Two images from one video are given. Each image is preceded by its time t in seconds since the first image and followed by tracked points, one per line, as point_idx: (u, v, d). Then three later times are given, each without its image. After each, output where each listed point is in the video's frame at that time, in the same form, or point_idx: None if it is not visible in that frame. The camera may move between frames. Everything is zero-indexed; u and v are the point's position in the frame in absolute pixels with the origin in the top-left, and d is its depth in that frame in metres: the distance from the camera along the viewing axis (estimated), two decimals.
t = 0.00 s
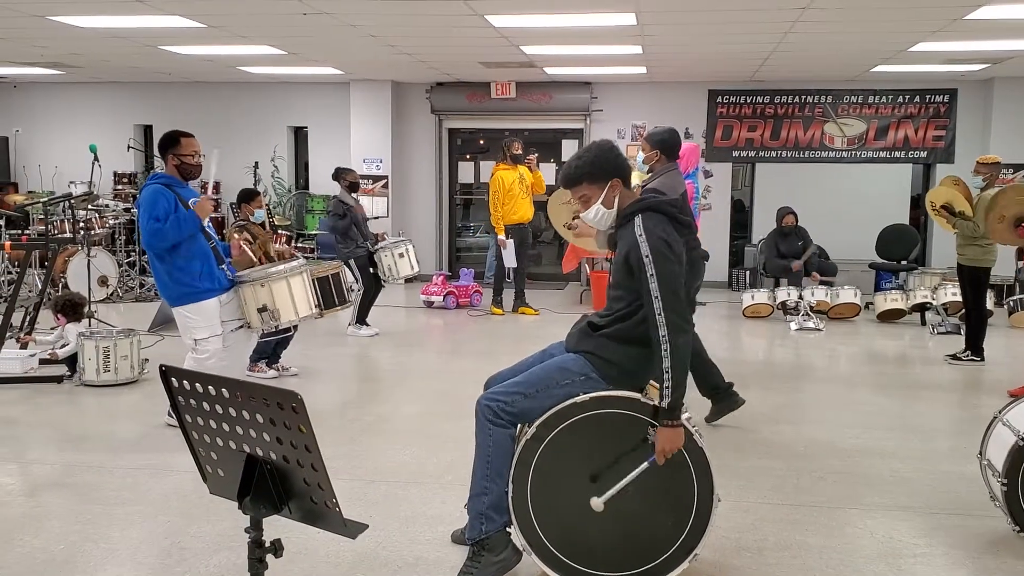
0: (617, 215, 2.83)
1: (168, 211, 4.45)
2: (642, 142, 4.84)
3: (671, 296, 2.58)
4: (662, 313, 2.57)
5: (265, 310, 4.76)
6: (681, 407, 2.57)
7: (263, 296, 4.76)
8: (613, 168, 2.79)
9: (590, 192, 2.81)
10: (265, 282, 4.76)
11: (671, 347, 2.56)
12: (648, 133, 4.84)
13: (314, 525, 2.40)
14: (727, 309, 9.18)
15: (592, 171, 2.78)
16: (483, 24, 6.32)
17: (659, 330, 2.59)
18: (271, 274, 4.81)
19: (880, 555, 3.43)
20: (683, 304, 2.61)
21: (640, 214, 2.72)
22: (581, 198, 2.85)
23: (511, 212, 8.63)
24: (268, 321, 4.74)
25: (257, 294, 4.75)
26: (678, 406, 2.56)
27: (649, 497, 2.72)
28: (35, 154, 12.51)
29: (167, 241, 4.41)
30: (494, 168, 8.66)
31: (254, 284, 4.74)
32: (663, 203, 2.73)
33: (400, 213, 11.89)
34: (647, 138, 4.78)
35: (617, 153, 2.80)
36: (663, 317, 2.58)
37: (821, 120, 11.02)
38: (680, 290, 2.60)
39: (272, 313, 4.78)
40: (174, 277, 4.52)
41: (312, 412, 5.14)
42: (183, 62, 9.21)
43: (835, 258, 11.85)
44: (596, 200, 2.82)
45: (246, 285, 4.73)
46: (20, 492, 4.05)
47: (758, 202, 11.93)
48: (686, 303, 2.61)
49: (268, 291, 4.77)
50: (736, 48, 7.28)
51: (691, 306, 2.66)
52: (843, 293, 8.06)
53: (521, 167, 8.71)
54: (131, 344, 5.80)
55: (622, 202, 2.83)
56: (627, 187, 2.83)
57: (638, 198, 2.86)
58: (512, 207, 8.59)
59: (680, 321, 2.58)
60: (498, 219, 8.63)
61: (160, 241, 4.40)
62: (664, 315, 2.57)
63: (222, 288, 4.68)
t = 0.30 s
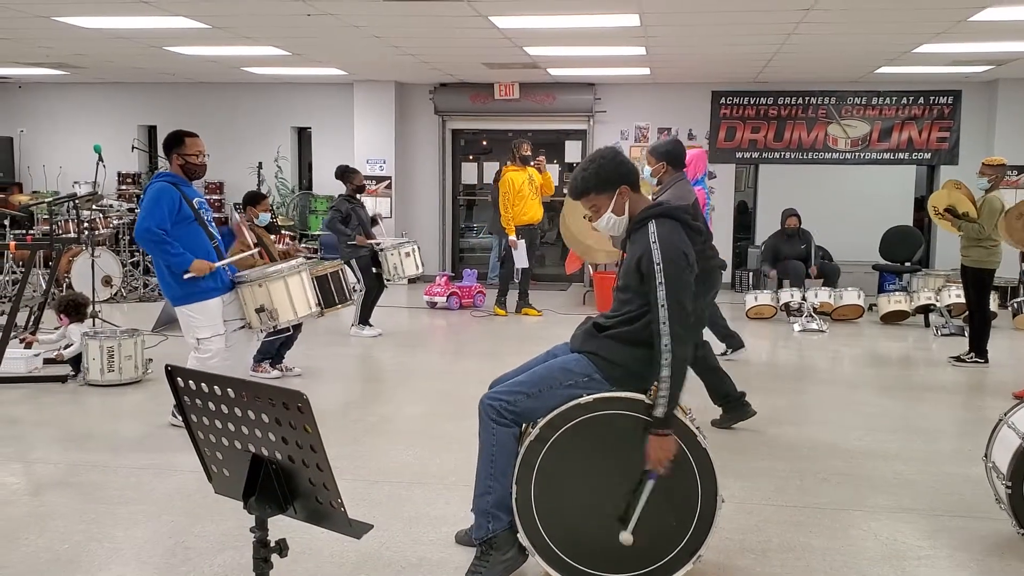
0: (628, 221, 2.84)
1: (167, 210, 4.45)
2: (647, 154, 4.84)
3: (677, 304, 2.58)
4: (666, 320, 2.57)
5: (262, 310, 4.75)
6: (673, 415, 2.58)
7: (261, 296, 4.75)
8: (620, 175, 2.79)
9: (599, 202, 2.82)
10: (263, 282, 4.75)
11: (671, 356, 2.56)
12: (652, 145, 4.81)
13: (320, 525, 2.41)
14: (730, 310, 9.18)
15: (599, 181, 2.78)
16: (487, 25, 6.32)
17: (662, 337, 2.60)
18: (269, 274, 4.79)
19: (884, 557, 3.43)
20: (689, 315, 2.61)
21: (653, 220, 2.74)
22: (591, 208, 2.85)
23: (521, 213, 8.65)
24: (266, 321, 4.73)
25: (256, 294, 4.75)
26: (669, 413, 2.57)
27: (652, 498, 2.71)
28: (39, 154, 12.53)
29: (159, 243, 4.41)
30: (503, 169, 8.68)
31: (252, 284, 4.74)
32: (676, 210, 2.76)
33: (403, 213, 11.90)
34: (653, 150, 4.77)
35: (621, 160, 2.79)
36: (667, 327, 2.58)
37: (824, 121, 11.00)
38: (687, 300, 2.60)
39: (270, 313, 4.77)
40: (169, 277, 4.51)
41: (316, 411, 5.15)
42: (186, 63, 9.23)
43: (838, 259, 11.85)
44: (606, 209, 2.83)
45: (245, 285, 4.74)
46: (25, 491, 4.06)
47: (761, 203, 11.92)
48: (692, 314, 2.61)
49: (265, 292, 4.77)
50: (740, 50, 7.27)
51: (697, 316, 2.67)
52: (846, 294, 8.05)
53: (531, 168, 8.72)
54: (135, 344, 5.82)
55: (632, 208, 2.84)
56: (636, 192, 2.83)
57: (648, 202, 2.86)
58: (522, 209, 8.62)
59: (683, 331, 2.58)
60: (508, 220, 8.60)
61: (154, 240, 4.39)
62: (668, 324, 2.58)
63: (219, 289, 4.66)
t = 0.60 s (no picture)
0: (627, 220, 2.84)
1: (165, 210, 4.45)
2: (650, 167, 4.87)
3: (675, 298, 2.67)
4: (664, 310, 2.66)
5: (259, 310, 4.76)
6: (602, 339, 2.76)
7: (259, 296, 4.76)
8: (622, 173, 2.79)
9: (599, 199, 2.82)
10: (262, 282, 4.76)
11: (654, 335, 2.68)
12: (655, 156, 4.87)
13: (320, 526, 2.41)
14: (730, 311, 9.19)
15: (601, 178, 2.78)
16: (487, 25, 6.33)
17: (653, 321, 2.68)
18: (268, 274, 4.80)
19: (885, 558, 3.43)
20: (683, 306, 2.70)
21: (656, 217, 2.77)
22: (592, 204, 2.85)
23: (525, 213, 8.61)
24: (263, 321, 4.74)
25: (253, 294, 4.76)
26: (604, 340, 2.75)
27: (651, 499, 2.71)
28: (39, 154, 12.54)
29: (155, 242, 4.39)
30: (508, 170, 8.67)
31: (250, 283, 4.75)
32: (678, 209, 2.81)
33: (403, 214, 11.90)
34: (657, 162, 4.80)
35: (625, 158, 2.80)
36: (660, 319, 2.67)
37: (824, 122, 11.00)
38: (684, 293, 2.69)
39: (268, 312, 4.77)
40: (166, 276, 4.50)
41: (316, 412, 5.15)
42: (187, 63, 9.23)
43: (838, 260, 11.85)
44: (606, 206, 2.83)
45: (244, 284, 4.75)
46: (25, 491, 4.06)
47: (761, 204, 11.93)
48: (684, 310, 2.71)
49: (265, 291, 4.78)
50: (740, 51, 7.28)
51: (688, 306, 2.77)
52: (846, 295, 8.05)
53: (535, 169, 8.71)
54: (135, 344, 5.83)
55: (632, 207, 2.84)
56: (637, 191, 2.83)
57: (648, 202, 2.86)
58: (526, 209, 8.58)
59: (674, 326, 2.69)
60: (513, 220, 8.56)
61: (149, 239, 4.37)
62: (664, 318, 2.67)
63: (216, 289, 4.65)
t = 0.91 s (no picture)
0: (626, 222, 2.84)
1: (169, 208, 4.45)
2: (653, 184, 4.87)
3: (679, 293, 2.65)
4: (667, 306, 2.64)
5: (261, 311, 4.77)
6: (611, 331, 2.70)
7: (260, 297, 4.77)
8: (621, 175, 2.80)
9: (598, 200, 2.82)
10: (263, 284, 4.76)
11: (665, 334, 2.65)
12: (658, 173, 4.86)
13: (323, 526, 2.41)
14: (731, 313, 9.18)
15: (601, 179, 2.79)
16: (488, 26, 6.34)
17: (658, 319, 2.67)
18: (269, 275, 4.80)
19: (886, 560, 3.43)
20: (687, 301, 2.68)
21: (651, 218, 2.76)
22: (590, 205, 2.86)
23: (528, 214, 8.58)
24: (264, 322, 4.75)
25: (254, 295, 4.77)
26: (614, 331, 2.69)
27: (655, 500, 2.71)
28: (41, 155, 12.55)
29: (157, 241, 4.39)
30: (512, 170, 8.64)
31: (252, 285, 4.75)
32: (674, 209, 2.80)
33: (404, 214, 11.91)
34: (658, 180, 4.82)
35: (624, 161, 2.81)
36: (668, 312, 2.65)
37: (825, 124, 11.01)
38: (687, 288, 2.67)
39: (269, 314, 4.78)
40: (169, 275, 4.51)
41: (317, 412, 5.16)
42: (189, 64, 9.24)
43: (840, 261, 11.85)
44: (604, 207, 2.84)
45: (245, 285, 4.75)
46: (27, 491, 4.07)
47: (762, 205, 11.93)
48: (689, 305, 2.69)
49: (265, 293, 4.79)
50: (742, 52, 7.29)
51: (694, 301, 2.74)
52: (847, 296, 8.05)
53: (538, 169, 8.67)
54: (136, 344, 5.83)
55: (631, 209, 2.84)
56: (636, 193, 2.84)
57: (647, 205, 2.87)
58: (529, 210, 8.55)
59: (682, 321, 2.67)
60: (517, 220, 8.60)
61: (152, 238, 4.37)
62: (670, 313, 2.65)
63: (219, 288, 4.66)
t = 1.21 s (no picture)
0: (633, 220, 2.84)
1: (171, 208, 4.47)
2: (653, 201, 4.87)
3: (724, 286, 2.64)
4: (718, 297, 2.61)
5: (265, 311, 4.77)
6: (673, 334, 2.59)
7: (263, 297, 4.77)
8: (628, 173, 2.80)
9: (606, 197, 2.83)
10: (267, 284, 4.76)
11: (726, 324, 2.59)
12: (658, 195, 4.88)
13: (327, 527, 2.41)
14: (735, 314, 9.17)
15: (609, 176, 2.79)
16: (491, 27, 6.35)
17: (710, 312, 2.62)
18: (273, 275, 4.80)
19: (890, 562, 3.42)
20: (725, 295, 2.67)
21: (664, 219, 2.75)
22: (597, 202, 2.87)
23: (533, 215, 8.56)
24: (266, 322, 4.75)
25: (259, 295, 4.77)
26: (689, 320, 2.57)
27: (658, 501, 2.70)
28: (45, 156, 12.58)
29: (159, 241, 4.39)
30: (516, 171, 8.60)
31: (255, 285, 4.75)
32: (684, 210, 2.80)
33: (407, 215, 11.92)
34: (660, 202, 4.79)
35: (635, 158, 2.81)
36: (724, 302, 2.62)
37: (829, 124, 11.00)
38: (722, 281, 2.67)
39: (271, 314, 4.78)
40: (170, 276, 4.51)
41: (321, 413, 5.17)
42: (193, 65, 9.26)
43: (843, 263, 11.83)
44: (611, 204, 2.84)
45: (248, 285, 4.75)
46: (31, 491, 4.08)
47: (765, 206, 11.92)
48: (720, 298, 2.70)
49: (270, 293, 4.79)
50: (745, 53, 7.29)
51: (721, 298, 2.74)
52: (850, 297, 8.01)
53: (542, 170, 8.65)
54: (141, 344, 5.84)
55: (639, 208, 2.84)
56: (644, 192, 2.84)
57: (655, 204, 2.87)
58: (533, 211, 8.52)
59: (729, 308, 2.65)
60: (522, 222, 8.55)
61: (153, 238, 4.37)
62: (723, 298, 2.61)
63: (221, 289, 4.66)
